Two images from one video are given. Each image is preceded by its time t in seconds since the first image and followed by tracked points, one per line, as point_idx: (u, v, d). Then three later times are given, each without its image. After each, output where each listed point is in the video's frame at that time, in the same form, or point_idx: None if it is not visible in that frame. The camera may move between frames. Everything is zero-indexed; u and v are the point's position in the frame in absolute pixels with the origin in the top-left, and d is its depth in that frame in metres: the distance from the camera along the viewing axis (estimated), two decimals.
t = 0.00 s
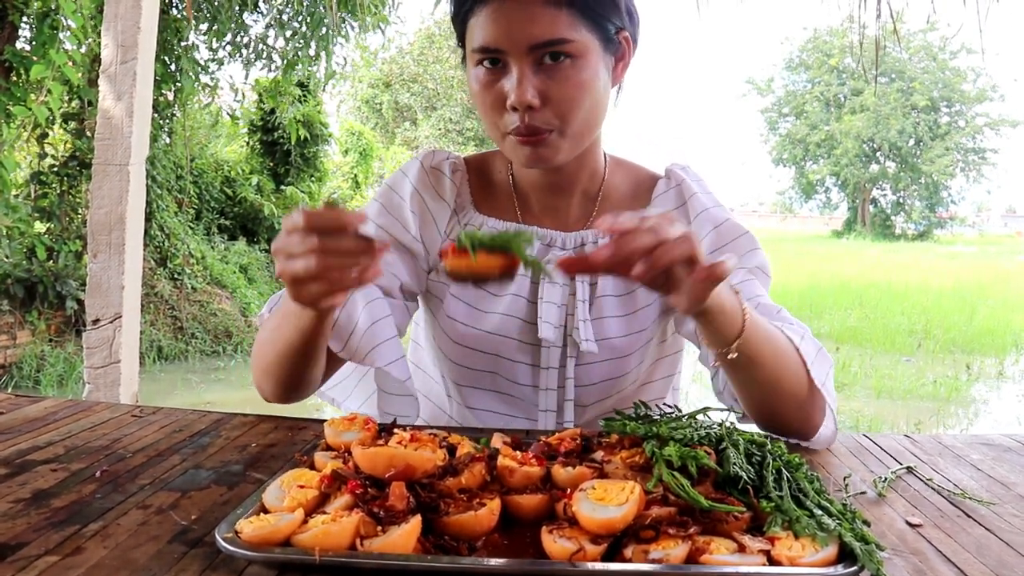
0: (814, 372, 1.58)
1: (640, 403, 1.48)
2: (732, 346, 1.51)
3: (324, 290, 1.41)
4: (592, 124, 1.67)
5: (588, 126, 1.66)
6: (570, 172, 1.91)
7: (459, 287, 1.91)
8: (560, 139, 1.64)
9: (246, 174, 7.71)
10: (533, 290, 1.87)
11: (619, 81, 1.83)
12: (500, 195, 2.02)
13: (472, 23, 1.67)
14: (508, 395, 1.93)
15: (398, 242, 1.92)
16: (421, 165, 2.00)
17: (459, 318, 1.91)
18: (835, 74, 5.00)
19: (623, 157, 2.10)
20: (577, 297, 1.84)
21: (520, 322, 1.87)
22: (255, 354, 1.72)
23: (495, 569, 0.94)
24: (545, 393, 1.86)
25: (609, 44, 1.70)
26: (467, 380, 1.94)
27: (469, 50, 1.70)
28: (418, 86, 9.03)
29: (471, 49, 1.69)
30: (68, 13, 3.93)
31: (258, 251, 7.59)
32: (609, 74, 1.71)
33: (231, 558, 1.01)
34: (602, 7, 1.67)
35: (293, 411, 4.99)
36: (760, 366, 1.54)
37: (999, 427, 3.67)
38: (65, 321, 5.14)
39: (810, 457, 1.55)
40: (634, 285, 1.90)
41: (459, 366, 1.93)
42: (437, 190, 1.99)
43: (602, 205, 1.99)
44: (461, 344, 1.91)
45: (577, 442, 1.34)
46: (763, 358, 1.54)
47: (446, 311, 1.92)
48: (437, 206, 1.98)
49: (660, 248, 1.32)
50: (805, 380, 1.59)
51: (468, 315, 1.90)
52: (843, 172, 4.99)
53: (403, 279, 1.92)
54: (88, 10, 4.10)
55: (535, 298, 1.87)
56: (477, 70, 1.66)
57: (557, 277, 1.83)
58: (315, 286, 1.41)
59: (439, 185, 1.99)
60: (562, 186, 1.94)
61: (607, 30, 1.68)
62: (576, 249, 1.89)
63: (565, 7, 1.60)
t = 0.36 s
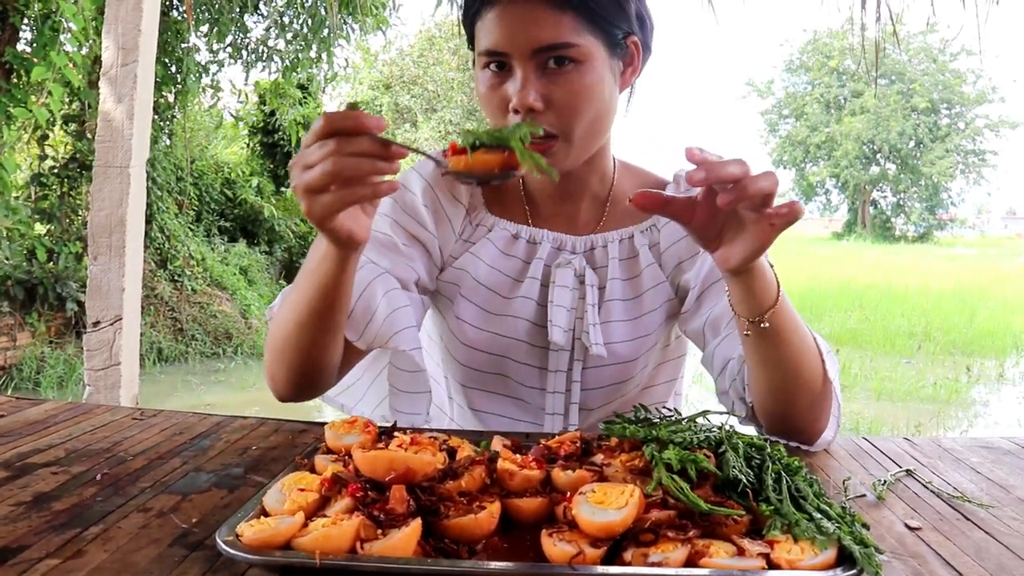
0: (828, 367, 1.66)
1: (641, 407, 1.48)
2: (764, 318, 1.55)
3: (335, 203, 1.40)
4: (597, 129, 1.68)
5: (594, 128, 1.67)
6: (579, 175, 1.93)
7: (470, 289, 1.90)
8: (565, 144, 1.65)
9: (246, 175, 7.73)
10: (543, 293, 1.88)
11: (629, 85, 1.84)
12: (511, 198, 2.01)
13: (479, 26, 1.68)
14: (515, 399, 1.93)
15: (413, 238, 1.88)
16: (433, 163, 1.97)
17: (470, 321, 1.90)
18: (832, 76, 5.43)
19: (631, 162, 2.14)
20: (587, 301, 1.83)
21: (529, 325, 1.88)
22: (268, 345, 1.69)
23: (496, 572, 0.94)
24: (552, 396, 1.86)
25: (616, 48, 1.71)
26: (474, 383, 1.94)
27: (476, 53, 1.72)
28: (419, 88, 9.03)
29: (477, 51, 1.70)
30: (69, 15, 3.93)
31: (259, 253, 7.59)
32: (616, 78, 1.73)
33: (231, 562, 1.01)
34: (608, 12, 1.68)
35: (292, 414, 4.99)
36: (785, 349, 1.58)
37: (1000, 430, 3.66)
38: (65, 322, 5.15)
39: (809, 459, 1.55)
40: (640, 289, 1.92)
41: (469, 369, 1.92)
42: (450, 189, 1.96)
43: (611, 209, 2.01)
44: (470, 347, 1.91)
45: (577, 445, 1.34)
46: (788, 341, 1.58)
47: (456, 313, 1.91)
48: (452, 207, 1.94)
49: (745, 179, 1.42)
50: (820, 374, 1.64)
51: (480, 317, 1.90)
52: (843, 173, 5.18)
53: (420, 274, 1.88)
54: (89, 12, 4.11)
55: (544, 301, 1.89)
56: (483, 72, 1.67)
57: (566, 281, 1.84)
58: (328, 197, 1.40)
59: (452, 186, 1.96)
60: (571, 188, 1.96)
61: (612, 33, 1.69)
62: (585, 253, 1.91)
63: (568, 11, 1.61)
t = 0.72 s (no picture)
0: (828, 369, 1.66)
1: (640, 410, 1.48)
2: (767, 315, 1.55)
3: (354, 187, 1.43)
4: (594, 128, 1.68)
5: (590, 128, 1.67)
6: (580, 179, 1.94)
7: (472, 294, 1.90)
8: (557, 141, 1.65)
9: (246, 178, 7.73)
10: (544, 298, 1.89)
11: (629, 89, 1.84)
12: (512, 201, 2.01)
13: (480, 22, 1.69)
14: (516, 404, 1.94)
15: (417, 243, 1.86)
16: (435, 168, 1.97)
17: (471, 326, 1.90)
18: (832, 79, 5.40)
19: (631, 166, 2.14)
20: (588, 306, 1.83)
21: (530, 330, 1.88)
22: (284, 358, 1.68)
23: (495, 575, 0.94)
24: (553, 401, 1.87)
25: (616, 51, 1.71)
26: (476, 388, 1.94)
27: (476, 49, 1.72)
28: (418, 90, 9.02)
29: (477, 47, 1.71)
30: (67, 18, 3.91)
31: (258, 255, 7.58)
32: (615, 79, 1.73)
33: (230, 566, 1.01)
34: (610, 15, 1.69)
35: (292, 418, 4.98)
36: (786, 349, 1.58)
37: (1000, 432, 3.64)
38: (64, 326, 5.14)
39: (808, 462, 1.55)
40: (640, 294, 1.92)
41: (471, 374, 1.93)
42: (453, 194, 1.96)
43: (611, 213, 2.01)
44: (470, 352, 1.91)
45: (575, 448, 1.34)
46: (789, 340, 1.58)
47: (456, 317, 1.91)
48: (455, 213, 1.94)
49: (750, 176, 1.39)
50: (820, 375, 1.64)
51: (481, 322, 1.90)
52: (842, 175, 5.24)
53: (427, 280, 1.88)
54: (89, 15, 4.11)
55: (545, 306, 1.89)
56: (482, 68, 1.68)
57: (566, 286, 1.84)
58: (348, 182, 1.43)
59: (455, 192, 1.96)
60: (572, 193, 1.96)
61: (613, 35, 1.70)
62: (586, 257, 1.91)
63: (568, 9, 1.61)
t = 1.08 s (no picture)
0: (828, 370, 1.67)
1: (639, 412, 1.49)
2: (768, 318, 1.55)
3: (360, 188, 1.44)
4: (611, 121, 1.69)
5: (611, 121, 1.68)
6: (576, 184, 1.94)
7: (467, 300, 1.89)
8: (579, 132, 1.65)
9: (245, 180, 7.74)
10: (541, 302, 1.88)
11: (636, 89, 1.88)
12: (508, 207, 2.03)
13: (498, 16, 1.69)
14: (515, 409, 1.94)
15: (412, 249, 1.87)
16: (432, 175, 1.99)
17: (467, 331, 1.90)
18: (831, 81, 5.48)
19: (627, 170, 2.14)
20: (585, 310, 1.83)
21: (527, 334, 1.88)
22: (284, 367, 1.69)
23: None
24: (551, 406, 1.86)
25: (631, 47, 1.73)
26: (475, 393, 1.95)
27: (491, 42, 1.72)
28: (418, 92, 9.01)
29: (493, 40, 1.70)
30: (67, 21, 3.92)
31: (258, 257, 7.59)
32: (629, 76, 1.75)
33: (229, 567, 1.01)
34: (627, 10, 1.72)
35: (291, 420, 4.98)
36: (787, 352, 1.58)
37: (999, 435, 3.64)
38: (63, 327, 5.14)
39: (808, 464, 1.56)
40: (637, 298, 1.92)
41: (469, 380, 1.93)
42: (449, 201, 1.98)
43: (608, 217, 2.02)
44: (468, 357, 1.91)
45: (574, 451, 1.34)
46: (789, 343, 1.58)
47: (453, 322, 1.91)
48: (451, 217, 1.96)
49: (754, 181, 1.39)
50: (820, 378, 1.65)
51: (478, 328, 1.90)
52: (841, 177, 5.39)
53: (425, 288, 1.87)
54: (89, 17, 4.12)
55: (541, 309, 1.89)
56: (499, 61, 1.66)
57: (563, 290, 1.83)
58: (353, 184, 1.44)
59: (450, 198, 1.98)
60: (568, 197, 1.97)
61: (630, 30, 1.72)
62: (582, 260, 1.92)
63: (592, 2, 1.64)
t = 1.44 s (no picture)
0: (829, 371, 1.67)
1: (638, 413, 1.48)
2: (771, 315, 1.55)
3: (355, 221, 1.40)
4: (613, 118, 1.69)
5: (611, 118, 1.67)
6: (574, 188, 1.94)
7: (465, 306, 1.90)
8: (580, 129, 1.65)
9: (245, 182, 7.74)
10: (539, 308, 1.88)
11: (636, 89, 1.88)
12: (504, 210, 2.02)
13: (498, 13, 1.70)
14: (513, 415, 1.94)
15: (406, 252, 1.86)
16: (428, 177, 1.97)
17: (466, 339, 1.91)
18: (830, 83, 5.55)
19: (624, 172, 2.15)
20: (584, 316, 1.83)
21: (526, 341, 1.88)
22: (264, 365, 1.68)
23: None
24: (551, 414, 1.86)
25: (633, 45, 1.74)
26: (473, 400, 1.95)
27: (491, 39, 1.72)
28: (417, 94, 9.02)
29: (493, 37, 1.71)
30: (66, 22, 3.93)
31: (257, 259, 7.59)
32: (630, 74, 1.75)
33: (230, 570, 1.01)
34: (628, 7, 1.72)
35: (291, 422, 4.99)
36: (789, 350, 1.58)
37: (998, 437, 3.64)
38: (63, 329, 5.14)
39: (808, 467, 1.56)
40: (635, 303, 1.92)
41: (468, 387, 1.93)
42: (445, 203, 1.96)
43: (606, 221, 2.02)
44: (466, 364, 1.92)
45: (574, 453, 1.34)
46: (791, 344, 1.58)
47: (451, 329, 1.92)
48: (447, 220, 1.95)
49: (748, 180, 1.38)
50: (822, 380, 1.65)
51: (476, 335, 1.90)
52: (841, 178, 5.39)
53: (416, 292, 1.87)
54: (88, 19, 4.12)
55: (541, 315, 1.89)
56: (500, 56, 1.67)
57: (562, 296, 1.83)
58: (344, 217, 1.39)
59: (446, 199, 1.97)
60: (566, 201, 1.97)
61: (631, 27, 1.73)
62: (581, 265, 1.92)
63: None
